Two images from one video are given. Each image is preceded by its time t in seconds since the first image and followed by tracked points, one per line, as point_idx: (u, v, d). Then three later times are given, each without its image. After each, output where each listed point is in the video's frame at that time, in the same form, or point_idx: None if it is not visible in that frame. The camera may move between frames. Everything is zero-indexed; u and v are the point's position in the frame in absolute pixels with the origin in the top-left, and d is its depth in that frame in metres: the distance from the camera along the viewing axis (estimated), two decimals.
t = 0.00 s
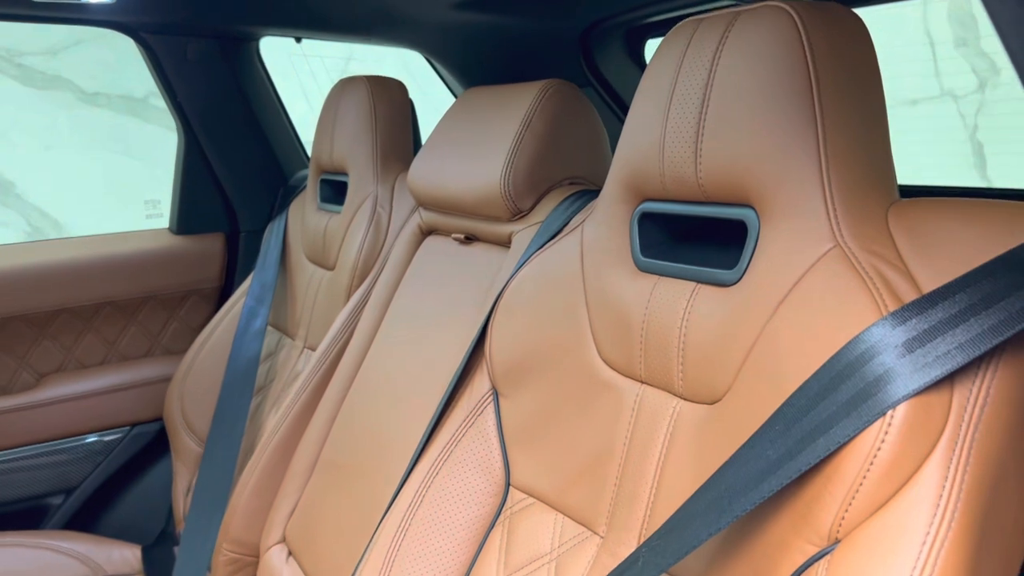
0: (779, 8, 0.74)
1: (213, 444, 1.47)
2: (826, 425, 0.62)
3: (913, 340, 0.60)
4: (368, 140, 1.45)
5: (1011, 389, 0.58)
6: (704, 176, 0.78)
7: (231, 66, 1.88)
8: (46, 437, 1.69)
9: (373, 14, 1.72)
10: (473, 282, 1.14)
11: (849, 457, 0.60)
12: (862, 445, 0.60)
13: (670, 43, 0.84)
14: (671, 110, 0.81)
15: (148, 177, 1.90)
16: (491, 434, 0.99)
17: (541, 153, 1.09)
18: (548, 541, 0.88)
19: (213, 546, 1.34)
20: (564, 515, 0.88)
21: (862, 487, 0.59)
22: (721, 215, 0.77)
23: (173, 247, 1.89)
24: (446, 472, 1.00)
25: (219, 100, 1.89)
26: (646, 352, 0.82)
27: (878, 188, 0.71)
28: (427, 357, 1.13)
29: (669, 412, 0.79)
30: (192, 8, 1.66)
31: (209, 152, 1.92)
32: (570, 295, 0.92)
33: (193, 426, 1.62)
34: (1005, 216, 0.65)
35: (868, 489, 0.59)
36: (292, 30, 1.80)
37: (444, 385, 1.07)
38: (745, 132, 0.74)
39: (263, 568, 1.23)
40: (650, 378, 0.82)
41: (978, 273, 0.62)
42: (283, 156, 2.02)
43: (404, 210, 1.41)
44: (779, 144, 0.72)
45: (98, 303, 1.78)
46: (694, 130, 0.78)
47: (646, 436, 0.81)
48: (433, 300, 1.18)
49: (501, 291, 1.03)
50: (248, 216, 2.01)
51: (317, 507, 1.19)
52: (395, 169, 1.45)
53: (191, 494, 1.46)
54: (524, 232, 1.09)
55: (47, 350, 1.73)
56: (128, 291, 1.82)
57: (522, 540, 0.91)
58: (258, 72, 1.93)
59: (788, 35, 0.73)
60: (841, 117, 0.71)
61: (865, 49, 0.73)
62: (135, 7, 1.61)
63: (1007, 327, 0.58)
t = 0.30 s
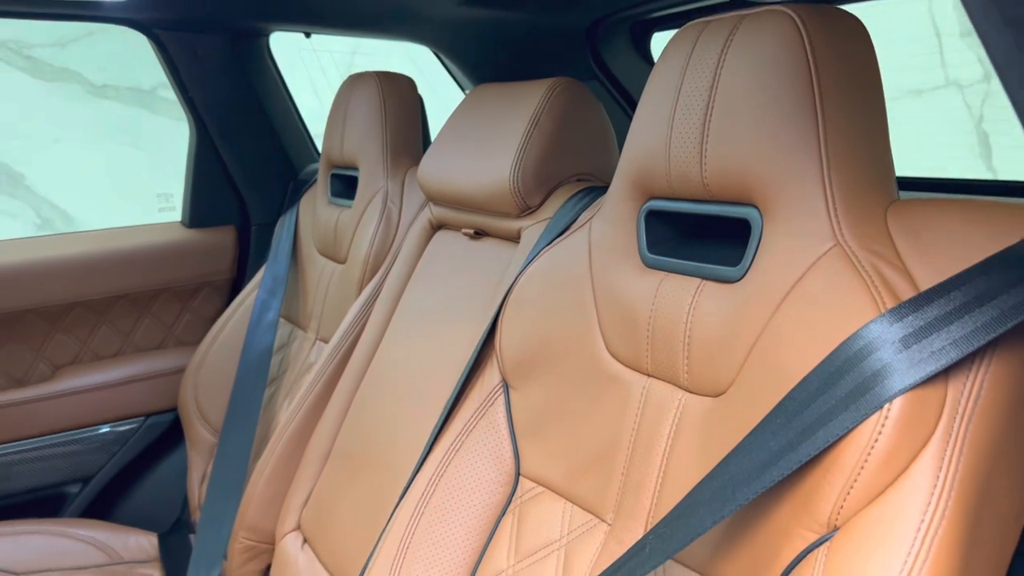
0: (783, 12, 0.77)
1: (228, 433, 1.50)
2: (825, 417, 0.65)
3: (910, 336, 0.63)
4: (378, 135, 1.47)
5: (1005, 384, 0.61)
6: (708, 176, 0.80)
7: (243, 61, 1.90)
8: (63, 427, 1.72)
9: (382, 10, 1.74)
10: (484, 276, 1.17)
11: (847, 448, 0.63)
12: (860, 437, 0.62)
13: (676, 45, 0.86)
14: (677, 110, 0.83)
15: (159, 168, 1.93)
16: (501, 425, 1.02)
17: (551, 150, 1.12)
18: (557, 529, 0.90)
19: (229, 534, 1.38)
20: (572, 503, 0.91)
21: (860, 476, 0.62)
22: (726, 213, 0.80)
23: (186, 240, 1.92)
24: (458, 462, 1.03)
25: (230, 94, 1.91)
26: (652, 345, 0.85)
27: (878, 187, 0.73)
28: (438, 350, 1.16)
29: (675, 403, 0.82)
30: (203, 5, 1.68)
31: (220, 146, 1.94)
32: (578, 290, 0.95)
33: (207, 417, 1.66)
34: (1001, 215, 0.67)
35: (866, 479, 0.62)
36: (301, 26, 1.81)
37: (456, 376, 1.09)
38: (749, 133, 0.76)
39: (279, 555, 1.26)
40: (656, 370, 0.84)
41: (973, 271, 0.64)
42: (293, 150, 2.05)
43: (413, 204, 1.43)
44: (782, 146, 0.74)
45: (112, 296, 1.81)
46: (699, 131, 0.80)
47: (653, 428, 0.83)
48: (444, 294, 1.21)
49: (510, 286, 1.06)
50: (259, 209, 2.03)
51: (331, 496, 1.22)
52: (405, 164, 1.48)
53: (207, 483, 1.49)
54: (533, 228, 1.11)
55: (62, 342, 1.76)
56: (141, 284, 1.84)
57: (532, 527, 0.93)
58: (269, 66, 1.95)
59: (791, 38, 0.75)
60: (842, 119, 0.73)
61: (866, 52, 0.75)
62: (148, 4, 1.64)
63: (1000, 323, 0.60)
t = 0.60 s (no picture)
0: (783, 12, 0.79)
1: (244, 419, 1.54)
2: (820, 403, 0.67)
3: (902, 326, 0.65)
4: (390, 127, 1.50)
5: (993, 372, 0.63)
6: (711, 171, 0.83)
7: (257, 53, 1.92)
8: (82, 413, 1.77)
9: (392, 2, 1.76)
10: (493, 266, 1.20)
11: (842, 433, 0.66)
12: (853, 423, 0.65)
13: (681, 41, 0.88)
14: (681, 107, 0.85)
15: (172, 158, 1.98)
16: (510, 410, 1.05)
17: (558, 142, 1.14)
18: (564, 511, 0.93)
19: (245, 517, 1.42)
20: (578, 487, 0.94)
21: (852, 460, 0.65)
22: (727, 206, 0.82)
23: (201, 230, 1.96)
24: (468, 447, 1.06)
25: (244, 87, 1.94)
26: (655, 334, 0.87)
27: (874, 182, 0.75)
28: (449, 338, 1.19)
29: (677, 390, 0.85)
30: None
31: (234, 137, 1.97)
32: (585, 280, 0.98)
33: (223, 403, 1.70)
34: (993, 209, 0.69)
35: (858, 462, 0.64)
36: (313, 19, 1.83)
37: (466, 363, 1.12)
38: (750, 129, 0.79)
39: (295, 537, 1.30)
40: (660, 358, 0.87)
41: (964, 262, 0.66)
42: (305, 141, 2.08)
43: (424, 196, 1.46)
44: (782, 141, 0.76)
45: (129, 285, 1.85)
46: (702, 126, 0.83)
47: (656, 415, 0.86)
48: (454, 283, 1.24)
49: (519, 276, 1.09)
50: (272, 199, 2.07)
51: (345, 480, 1.26)
52: (416, 156, 1.51)
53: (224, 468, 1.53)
54: (541, 219, 1.14)
55: (81, 330, 1.81)
56: (158, 273, 1.88)
57: (540, 509, 0.97)
58: (282, 58, 1.98)
59: (790, 38, 0.77)
60: (840, 115, 0.75)
61: (864, 51, 0.78)
62: None
63: (988, 312, 0.63)
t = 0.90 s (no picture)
0: (779, 12, 0.82)
1: (261, 404, 1.59)
2: (809, 390, 0.70)
3: (889, 316, 0.68)
4: (402, 119, 1.54)
5: (976, 362, 0.66)
6: (711, 166, 0.86)
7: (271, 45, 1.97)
8: (104, 398, 1.83)
9: None
10: (503, 256, 1.23)
11: (829, 419, 0.69)
12: (841, 409, 0.68)
13: (682, 40, 0.91)
14: (682, 104, 0.88)
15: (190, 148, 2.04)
16: (518, 396, 1.08)
17: (565, 135, 1.17)
18: (569, 493, 0.97)
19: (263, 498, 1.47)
20: (583, 470, 0.97)
21: (840, 445, 0.68)
22: (726, 200, 0.85)
23: (218, 219, 2.00)
24: (477, 431, 1.09)
25: (259, 78, 1.98)
26: (657, 323, 0.91)
27: (866, 178, 0.78)
28: (459, 326, 1.23)
29: (678, 377, 0.88)
30: None
31: (250, 128, 2.02)
32: (590, 271, 1.01)
33: (241, 389, 1.75)
34: (980, 205, 0.72)
35: (845, 446, 0.68)
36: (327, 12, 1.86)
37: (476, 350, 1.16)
38: (747, 126, 0.82)
39: (312, 518, 1.35)
40: (661, 347, 0.90)
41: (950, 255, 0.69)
42: (320, 131, 2.11)
43: (435, 187, 1.50)
44: (778, 138, 0.79)
45: (149, 274, 1.89)
46: (702, 123, 0.86)
47: (657, 401, 0.89)
48: (465, 273, 1.28)
49: (527, 267, 1.12)
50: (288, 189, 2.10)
51: (359, 463, 1.30)
52: (428, 147, 1.54)
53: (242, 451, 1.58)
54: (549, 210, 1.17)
55: (103, 317, 1.86)
56: (177, 261, 1.93)
57: (546, 491, 1.00)
58: (296, 50, 2.02)
59: (786, 38, 0.80)
60: (833, 113, 0.78)
61: (859, 50, 0.80)
62: None
63: (970, 304, 0.65)
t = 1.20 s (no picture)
0: (779, 9, 0.85)
1: (283, 385, 1.64)
2: (801, 372, 0.74)
3: (877, 301, 0.72)
4: (419, 109, 1.58)
5: (960, 346, 0.69)
6: (712, 158, 0.89)
7: (293, 36, 2.01)
8: (131, 379, 1.90)
9: None
10: (515, 243, 1.27)
11: (820, 399, 0.73)
12: (830, 389, 0.72)
13: (685, 36, 0.94)
14: (685, 97, 0.92)
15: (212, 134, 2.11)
16: (529, 378, 1.12)
17: (575, 126, 1.21)
18: (577, 470, 1.01)
19: (286, 476, 1.53)
20: (590, 448, 1.01)
21: (829, 424, 0.72)
22: (727, 190, 0.89)
23: (242, 206, 2.05)
24: (489, 411, 1.14)
25: (280, 67, 2.03)
26: (660, 307, 0.95)
27: (861, 169, 0.81)
28: (473, 310, 1.27)
29: (679, 360, 0.92)
30: None
31: (272, 115, 2.06)
32: (597, 258, 1.05)
33: (263, 370, 1.81)
34: (967, 198, 0.75)
35: (833, 425, 0.72)
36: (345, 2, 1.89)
37: (488, 333, 1.21)
38: (748, 120, 0.85)
39: (332, 494, 1.40)
40: (664, 330, 0.94)
41: (937, 243, 0.72)
42: (339, 119, 2.15)
43: (451, 174, 1.54)
44: (775, 131, 0.83)
45: (174, 259, 1.95)
46: (704, 116, 0.89)
47: (659, 383, 0.93)
48: (478, 260, 1.32)
49: (538, 254, 1.16)
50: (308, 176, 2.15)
51: (377, 441, 1.36)
52: (445, 136, 1.58)
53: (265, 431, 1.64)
54: (560, 199, 1.21)
55: (131, 301, 1.92)
56: (201, 247, 1.98)
57: (555, 469, 1.04)
58: (317, 39, 2.06)
59: (785, 34, 0.83)
60: (829, 107, 0.81)
61: (855, 46, 0.83)
62: None
63: (954, 291, 0.69)
